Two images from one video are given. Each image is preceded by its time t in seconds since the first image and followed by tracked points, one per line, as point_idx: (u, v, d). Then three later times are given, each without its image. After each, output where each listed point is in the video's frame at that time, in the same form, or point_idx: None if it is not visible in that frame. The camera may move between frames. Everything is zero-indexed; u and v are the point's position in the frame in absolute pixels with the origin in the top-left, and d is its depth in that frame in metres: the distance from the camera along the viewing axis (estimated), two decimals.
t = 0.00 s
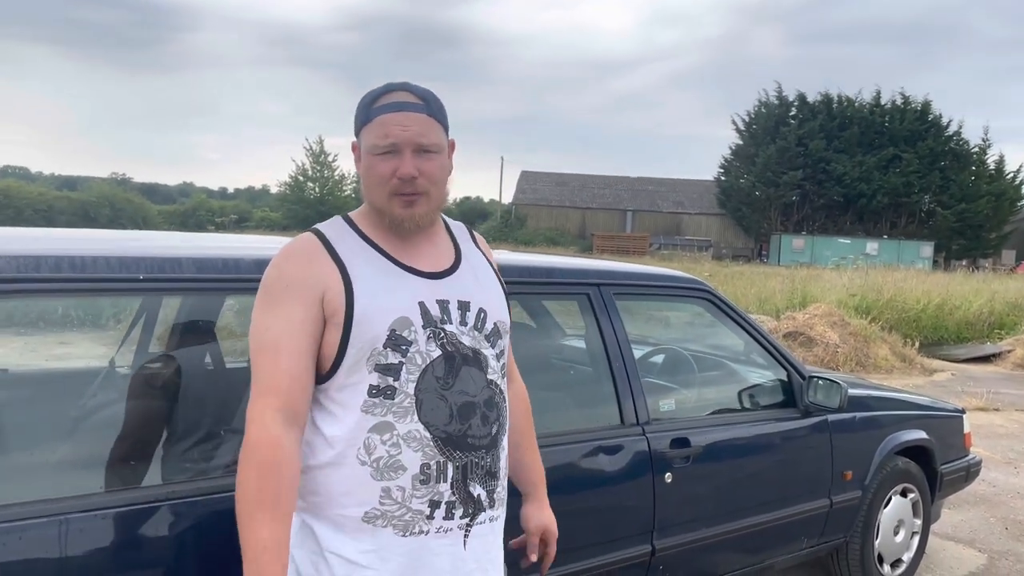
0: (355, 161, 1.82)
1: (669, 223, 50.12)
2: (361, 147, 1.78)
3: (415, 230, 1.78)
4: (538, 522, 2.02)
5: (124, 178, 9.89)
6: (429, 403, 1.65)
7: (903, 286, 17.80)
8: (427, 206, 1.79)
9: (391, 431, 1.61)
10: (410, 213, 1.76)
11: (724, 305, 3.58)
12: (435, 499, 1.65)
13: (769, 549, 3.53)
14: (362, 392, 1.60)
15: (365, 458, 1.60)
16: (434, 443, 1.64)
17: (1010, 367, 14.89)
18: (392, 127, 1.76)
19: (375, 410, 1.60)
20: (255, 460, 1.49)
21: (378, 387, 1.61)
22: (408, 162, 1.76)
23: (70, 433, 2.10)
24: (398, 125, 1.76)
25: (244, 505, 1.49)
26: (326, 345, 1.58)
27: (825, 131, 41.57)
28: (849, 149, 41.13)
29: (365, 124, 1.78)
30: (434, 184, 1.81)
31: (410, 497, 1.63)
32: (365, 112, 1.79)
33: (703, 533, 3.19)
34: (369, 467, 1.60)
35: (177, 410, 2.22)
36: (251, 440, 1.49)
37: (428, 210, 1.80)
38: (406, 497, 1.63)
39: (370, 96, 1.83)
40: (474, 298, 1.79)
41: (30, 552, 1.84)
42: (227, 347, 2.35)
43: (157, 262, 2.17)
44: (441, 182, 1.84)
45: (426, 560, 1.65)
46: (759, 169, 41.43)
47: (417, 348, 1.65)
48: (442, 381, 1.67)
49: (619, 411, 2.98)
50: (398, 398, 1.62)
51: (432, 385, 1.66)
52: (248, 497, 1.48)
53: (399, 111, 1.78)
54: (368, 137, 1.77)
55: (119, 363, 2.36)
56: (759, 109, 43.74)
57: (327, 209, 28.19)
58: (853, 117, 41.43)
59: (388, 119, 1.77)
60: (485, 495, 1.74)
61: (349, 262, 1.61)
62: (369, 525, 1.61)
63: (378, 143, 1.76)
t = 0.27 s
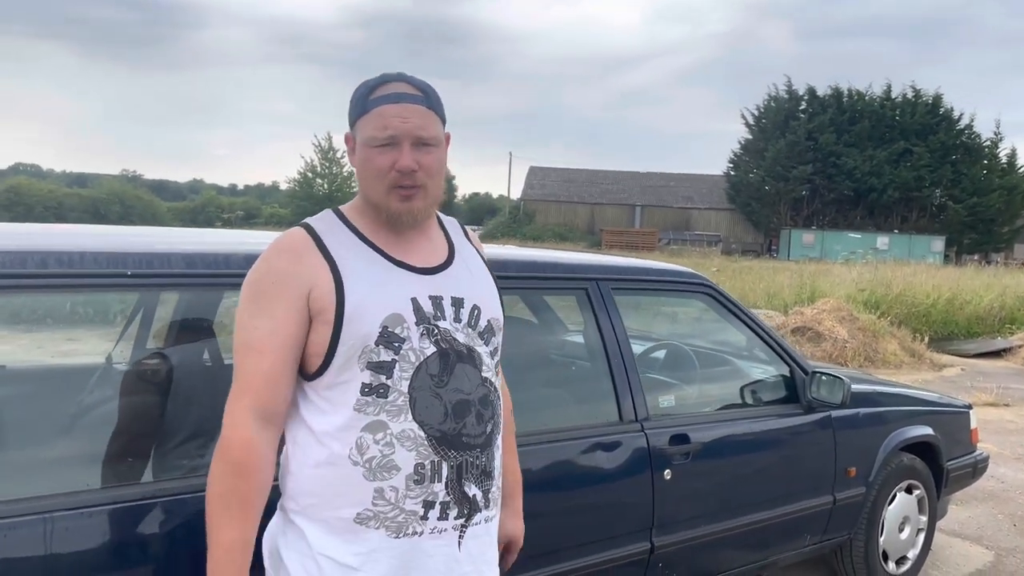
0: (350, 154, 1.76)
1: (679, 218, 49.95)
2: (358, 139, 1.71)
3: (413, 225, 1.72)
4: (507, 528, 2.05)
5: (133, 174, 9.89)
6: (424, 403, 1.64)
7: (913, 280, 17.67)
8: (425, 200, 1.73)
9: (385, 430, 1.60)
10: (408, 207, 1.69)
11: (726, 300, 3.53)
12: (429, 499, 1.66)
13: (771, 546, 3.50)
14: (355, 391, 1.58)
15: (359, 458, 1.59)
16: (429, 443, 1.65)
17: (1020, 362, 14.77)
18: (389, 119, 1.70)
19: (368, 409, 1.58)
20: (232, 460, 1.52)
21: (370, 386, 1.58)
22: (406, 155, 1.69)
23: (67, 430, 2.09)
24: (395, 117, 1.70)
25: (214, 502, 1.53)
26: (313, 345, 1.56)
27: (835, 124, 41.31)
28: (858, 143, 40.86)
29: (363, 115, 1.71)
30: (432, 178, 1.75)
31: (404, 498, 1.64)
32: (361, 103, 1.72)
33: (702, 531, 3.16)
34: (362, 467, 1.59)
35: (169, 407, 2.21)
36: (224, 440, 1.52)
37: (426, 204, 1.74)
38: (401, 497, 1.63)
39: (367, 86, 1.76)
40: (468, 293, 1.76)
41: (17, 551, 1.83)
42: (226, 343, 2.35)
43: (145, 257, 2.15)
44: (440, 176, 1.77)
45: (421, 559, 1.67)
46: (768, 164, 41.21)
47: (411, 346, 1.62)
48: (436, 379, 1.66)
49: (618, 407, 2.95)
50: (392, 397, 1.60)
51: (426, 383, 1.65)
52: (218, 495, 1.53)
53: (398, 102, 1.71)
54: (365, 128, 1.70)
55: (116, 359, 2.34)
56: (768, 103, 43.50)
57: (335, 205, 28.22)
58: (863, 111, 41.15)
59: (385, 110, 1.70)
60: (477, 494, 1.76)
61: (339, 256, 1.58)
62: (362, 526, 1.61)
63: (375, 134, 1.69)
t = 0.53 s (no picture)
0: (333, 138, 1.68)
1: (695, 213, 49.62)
2: (341, 123, 1.64)
3: (397, 214, 1.65)
4: (541, 526, 1.98)
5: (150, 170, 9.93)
6: (397, 396, 1.60)
7: (932, 274, 17.44)
8: (410, 188, 1.66)
9: (356, 425, 1.56)
10: (391, 195, 1.63)
11: (731, 292, 3.45)
12: (404, 496, 1.61)
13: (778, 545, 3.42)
14: (328, 384, 1.55)
15: (330, 454, 1.55)
16: (402, 438, 1.61)
17: None
18: (374, 103, 1.62)
19: (340, 402, 1.55)
20: (177, 426, 1.46)
21: (344, 378, 1.55)
22: (391, 141, 1.62)
23: (60, 427, 2.06)
24: (381, 100, 1.63)
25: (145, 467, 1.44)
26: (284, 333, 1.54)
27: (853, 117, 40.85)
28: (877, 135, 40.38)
29: (347, 99, 1.64)
30: (419, 166, 1.68)
31: (377, 494, 1.59)
32: (346, 85, 1.65)
33: (707, 527, 3.09)
34: (334, 463, 1.56)
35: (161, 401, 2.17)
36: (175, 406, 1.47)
37: (411, 192, 1.67)
38: (374, 494, 1.59)
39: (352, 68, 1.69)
40: (450, 285, 1.68)
41: None
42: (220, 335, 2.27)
43: (128, 248, 2.12)
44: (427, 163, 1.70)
45: (396, 559, 1.62)
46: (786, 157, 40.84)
47: (384, 337, 1.59)
48: (411, 372, 1.62)
49: (619, 401, 2.89)
50: (364, 391, 1.56)
51: (400, 376, 1.61)
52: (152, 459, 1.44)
53: (384, 86, 1.63)
54: (349, 112, 1.63)
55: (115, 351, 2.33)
56: (786, 96, 43.09)
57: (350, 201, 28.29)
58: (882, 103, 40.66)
59: (371, 93, 1.63)
60: (456, 492, 1.70)
61: (311, 245, 1.56)
62: (335, 523, 1.58)
63: (360, 119, 1.62)
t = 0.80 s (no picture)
0: (302, 113, 1.64)
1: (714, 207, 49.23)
2: (310, 97, 1.59)
3: (366, 194, 1.61)
4: (550, 515, 1.89)
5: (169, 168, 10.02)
6: (365, 385, 1.55)
7: (957, 268, 17.13)
8: (380, 168, 1.62)
9: (322, 416, 1.51)
10: (361, 174, 1.59)
11: (737, 282, 3.34)
12: (373, 489, 1.56)
13: (786, 541, 3.32)
14: (293, 373, 1.51)
15: (297, 445, 1.51)
16: (370, 428, 1.55)
17: None
18: (345, 78, 1.58)
19: (305, 392, 1.50)
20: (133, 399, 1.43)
21: (309, 367, 1.51)
22: (362, 118, 1.58)
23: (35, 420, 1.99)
24: (352, 76, 1.59)
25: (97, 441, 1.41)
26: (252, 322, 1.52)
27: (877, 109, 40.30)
28: (901, 127, 39.80)
29: (317, 71, 1.59)
30: (390, 145, 1.64)
31: (346, 488, 1.53)
32: (317, 58, 1.61)
33: (713, 523, 2.98)
34: (301, 455, 1.51)
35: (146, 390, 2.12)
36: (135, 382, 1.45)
37: (382, 172, 1.63)
38: (342, 487, 1.53)
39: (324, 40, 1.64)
40: (423, 268, 1.65)
41: None
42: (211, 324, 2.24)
43: (105, 235, 2.08)
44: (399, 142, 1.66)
45: (367, 554, 1.57)
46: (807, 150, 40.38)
47: (349, 323, 1.54)
48: (379, 359, 1.56)
49: (619, 393, 2.78)
50: (329, 379, 1.52)
51: (367, 364, 1.55)
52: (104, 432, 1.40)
53: (356, 61, 1.59)
54: (319, 86, 1.59)
55: (114, 342, 2.26)
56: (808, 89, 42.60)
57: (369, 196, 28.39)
58: (906, 95, 40.07)
59: (342, 67, 1.59)
60: (430, 484, 1.64)
61: (273, 230, 1.54)
62: (304, 518, 1.52)
63: (329, 93, 1.57)
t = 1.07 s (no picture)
0: (260, 93, 1.58)
1: (745, 201, 48.54)
2: (269, 78, 1.54)
3: (329, 179, 1.55)
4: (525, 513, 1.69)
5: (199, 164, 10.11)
6: (326, 384, 1.47)
7: (996, 263, 16.61)
8: (343, 151, 1.56)
9: (281, 419, 1.44)
10: (322, 157, 1.53)
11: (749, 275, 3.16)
12: (337, 497, 1.48)
13: (803, 548, 3.16)
14: (249, 373, 1.43)
15: (254, 451, 1.43)
16: (333, 431, 1.47)
17: None
18: (306, 56, 1.52)
19: (262, 394, 1.43)
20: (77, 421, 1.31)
21: (265, 366, 1.43)
22: (323, 99, 1.52)
23: (6, 424, 1.98)
24: (314, 54, 1.53)
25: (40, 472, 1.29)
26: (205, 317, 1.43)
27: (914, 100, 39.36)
28: (939, 119, 38.83)
29: (278, 49, 1.53)
30: (354, 128, 1.58)
31: (308, 495, 1.46)
32: (277, 36, 1.54)
33: (722, 528, 2.82)
34: (259, 461, 1.43)
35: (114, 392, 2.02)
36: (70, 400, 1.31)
37: (345, 157, 1.57)
38: (303, 495, 1.45)
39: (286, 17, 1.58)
40: (388, 259, 1.57)
41: None
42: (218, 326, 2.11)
43: (68, 228, 2.02)
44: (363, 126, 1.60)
45: (332, 567, 1.48)
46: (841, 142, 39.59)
47: (309, 318, 1.46)
48: (341, 356, 1.49)
49: (619, 392, 2.60)
50: (288, 379, 1.44)
51: (329, 362, 1.48)
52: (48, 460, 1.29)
53: (319, 37, 1.53)
54: (279, 65, 1.53)
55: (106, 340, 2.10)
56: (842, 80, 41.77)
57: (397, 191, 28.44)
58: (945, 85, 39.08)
59: (304, 45, 1.53)
60: (402, 491, 1.56)
61: (225, 212, 1.47)
62: (265, 529, 1.45)
63: (290, 72, 1.51)
